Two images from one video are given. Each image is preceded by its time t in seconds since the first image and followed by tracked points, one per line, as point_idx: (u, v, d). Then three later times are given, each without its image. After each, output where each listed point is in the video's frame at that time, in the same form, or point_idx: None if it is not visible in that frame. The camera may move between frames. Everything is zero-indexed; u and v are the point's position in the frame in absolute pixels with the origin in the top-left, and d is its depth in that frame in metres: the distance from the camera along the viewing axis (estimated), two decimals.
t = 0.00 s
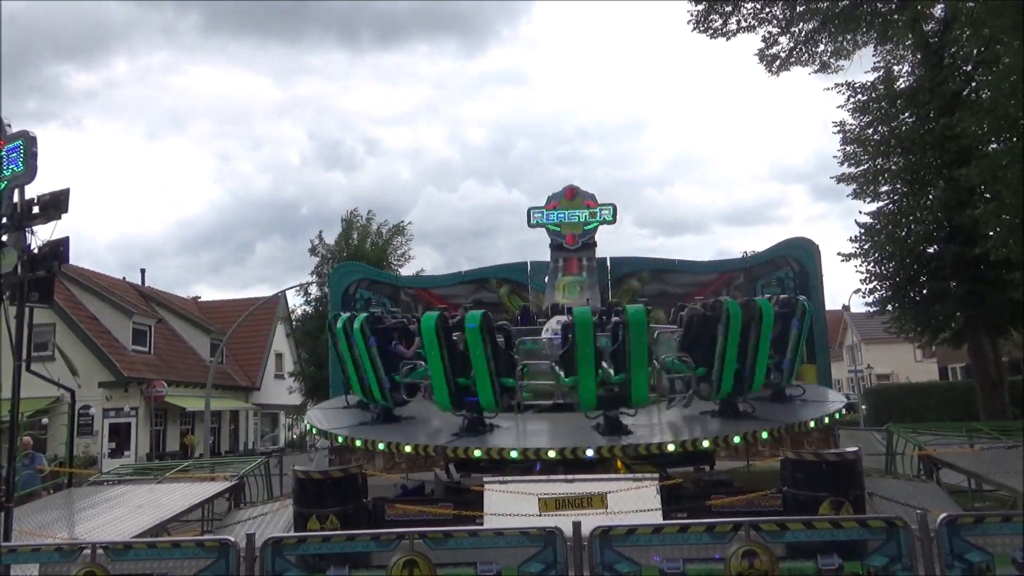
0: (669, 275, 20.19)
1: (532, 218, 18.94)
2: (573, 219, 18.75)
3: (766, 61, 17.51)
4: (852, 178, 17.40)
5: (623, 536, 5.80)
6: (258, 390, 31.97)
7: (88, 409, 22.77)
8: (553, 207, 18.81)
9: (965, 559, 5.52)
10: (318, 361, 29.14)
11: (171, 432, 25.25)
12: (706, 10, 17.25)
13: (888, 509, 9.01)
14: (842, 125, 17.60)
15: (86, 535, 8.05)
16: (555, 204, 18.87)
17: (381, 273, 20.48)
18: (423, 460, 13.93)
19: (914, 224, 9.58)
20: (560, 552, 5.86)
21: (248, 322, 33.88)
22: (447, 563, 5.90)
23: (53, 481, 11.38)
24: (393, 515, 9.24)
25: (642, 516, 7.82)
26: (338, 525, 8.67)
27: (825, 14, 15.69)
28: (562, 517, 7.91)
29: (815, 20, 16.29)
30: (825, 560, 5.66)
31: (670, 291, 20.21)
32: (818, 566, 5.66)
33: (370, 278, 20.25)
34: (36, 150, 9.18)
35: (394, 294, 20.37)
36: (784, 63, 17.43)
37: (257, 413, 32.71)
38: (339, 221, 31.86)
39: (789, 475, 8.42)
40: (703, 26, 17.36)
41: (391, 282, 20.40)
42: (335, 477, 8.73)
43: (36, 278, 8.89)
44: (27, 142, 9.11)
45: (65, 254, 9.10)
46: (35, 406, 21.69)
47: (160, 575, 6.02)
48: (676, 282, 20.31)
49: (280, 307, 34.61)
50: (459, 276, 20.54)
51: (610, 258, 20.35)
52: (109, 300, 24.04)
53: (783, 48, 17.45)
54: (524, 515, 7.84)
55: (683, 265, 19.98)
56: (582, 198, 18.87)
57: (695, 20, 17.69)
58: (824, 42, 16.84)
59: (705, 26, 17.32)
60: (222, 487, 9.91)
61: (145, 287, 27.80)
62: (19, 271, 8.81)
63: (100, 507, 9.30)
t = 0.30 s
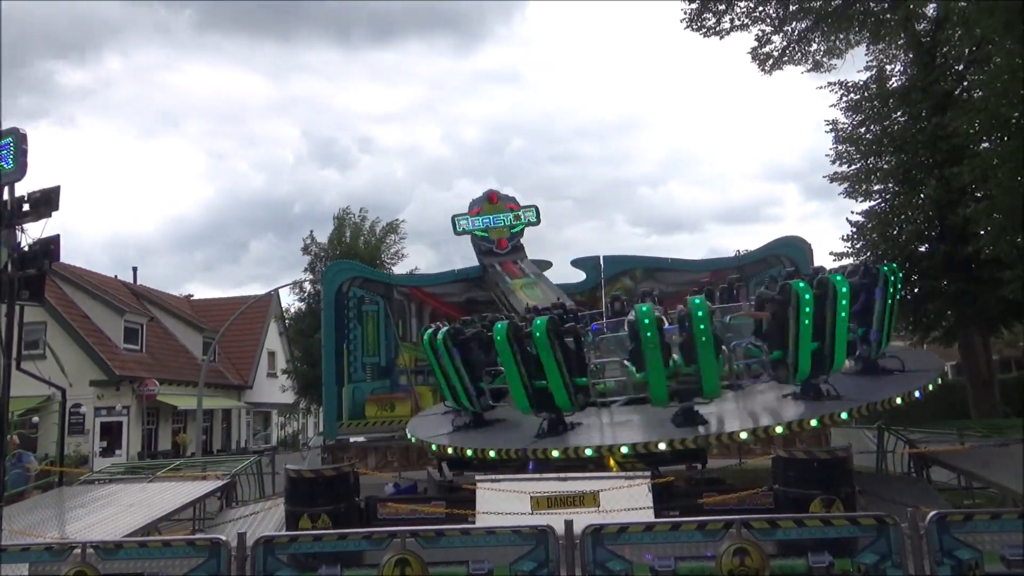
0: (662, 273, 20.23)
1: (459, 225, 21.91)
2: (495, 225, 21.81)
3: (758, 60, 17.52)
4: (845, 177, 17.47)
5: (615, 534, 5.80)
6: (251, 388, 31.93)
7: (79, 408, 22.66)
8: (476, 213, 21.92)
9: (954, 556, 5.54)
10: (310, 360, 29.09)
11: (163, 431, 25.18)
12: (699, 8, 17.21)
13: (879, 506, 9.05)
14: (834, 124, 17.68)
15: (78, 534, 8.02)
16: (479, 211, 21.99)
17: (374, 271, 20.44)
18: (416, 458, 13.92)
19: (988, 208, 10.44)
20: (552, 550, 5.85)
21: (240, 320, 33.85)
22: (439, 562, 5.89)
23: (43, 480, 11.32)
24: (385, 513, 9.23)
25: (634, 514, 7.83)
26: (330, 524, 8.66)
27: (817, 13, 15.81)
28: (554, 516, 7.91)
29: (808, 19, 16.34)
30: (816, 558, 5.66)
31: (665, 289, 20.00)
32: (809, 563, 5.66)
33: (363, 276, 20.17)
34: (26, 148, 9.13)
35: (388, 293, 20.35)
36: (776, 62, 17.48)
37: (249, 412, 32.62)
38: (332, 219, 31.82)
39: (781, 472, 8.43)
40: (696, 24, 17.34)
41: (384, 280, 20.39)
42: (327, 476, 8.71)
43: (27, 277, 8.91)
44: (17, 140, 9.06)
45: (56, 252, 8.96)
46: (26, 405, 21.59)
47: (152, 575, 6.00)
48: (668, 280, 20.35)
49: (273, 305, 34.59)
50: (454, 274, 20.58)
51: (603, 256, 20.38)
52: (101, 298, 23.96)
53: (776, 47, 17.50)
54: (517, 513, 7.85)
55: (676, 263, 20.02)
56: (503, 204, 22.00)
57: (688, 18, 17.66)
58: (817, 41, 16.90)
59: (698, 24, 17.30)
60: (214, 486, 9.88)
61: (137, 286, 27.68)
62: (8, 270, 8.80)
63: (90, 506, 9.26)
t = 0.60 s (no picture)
0: (632, 273, 20.36)
1: (367, 239, 21.70)
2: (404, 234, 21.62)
3: (729, 62, 17.69)
4: (813, 178, 17.70)
5: (584, 532, 5.83)
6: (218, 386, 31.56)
7: (41, 407, 22.22)
8: (383, 224, 21.64)
9: (915, 551, 5.64)
10: (280, 359, 28.83)
11: (127, 430, 24.79)
12: (671, 9, 17.33)
13: (843, 502, 9.19)
14: (803, 126, 17.89)
15: (40, 536, 7.87)
16: (384, 221, 21.76)
17: (345, 269, 20.20)
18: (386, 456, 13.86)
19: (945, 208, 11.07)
20: (521, 549, 5.86)
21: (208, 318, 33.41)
22: (408, 561, 5.86)
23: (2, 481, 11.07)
24: (355, 513, 9.17)
25: (603, 512, 7.87)
26: (297, 524, 8.58)
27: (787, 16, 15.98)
28: (524, 514, 7.91)
29: (778, 21, 16.54)
30: (781, 554, 5.73)
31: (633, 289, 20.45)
32: (774, 559, 5.72)
33: (334, 274, 19.91)
34: None
35: (359, 293, 20.16)
36: (747, 64, 17.63)
37: (217, 410, 32.27)
38: (301, 217, 31.54)
39: (748, 470, 8.50)
40: (668, 25, 17.45)
41: (356, 278, 20.20)
42: (295, 475, 8.64)
43: None
44: None
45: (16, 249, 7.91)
46: None
47: None
48: (638, 280, 20.48)
49: (241, 303, 34.22)
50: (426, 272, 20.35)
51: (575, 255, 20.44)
52: (64, 295, 23.48)
53: (746, 49, 17.65)
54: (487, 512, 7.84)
55: (646, 263, 20.16)
56: (406, 213, 21.97)
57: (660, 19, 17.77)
58: (786, 44, 17.08)
59: (670, 25, 17.41)
60: (180, 487, 9.75)
61: (102, 283, 27.16)
62: None
63: (52, 507, 9.09)
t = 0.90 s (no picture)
0: (601, 273, 20.46)
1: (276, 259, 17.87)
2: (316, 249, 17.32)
3: (698, 65, 17.85)
4: (779, 181, 17.92)
5: (553, 531, 5.84)
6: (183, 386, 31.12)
7: None
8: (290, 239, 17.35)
9: (875, 547, 5.74)
10: (246, 358, 28.51)
11: (89, 430, 24.35)
12: (641, 11, 17.47)
13: (806, 499, 9.32)
14: (770, 128, 18.10)
15: None
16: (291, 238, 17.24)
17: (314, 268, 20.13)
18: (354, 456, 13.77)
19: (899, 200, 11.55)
20: (489, 548, 5.85)
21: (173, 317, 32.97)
22: (375, 562, 5.84)
23: None
24: (322, 513, 9.10)
25: (572, 511, 7.90)
26: (263, 525, 8.50)
27: (755, 19, 16.40)
28: (493, 514, 7.90)
29: (746, 25, 16.76)
30: (745, 551, 5.81)
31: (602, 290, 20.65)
32: (739, 556, 5.79)
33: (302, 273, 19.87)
34: None
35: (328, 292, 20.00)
36: (716, 67, 17.78)
37: (181, 410, 31.81)
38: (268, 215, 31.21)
39: (714, 469, 8.58)
40: (638, 27, 17.59)
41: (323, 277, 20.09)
42: (261, 476, 8.54)
43: None
44: None
45: None
46: None
47: None
48: (608, 279, 20.58)
49: (207, 302, 33.80)
50: (394, 271, 20.12)
51: (545, 255, 20.49)
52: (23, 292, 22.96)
53: (715, 52, 17.81)
54: (455, 511, 7.83)
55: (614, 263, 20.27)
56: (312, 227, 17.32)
57: (630, 20, 17.90)
58: (754, 48, 17.26)
59: (640, 27, 17.55)
60: (143, 488, 9.59)
61: (63, 280, 26.57)
62: None
63: (10, 509, 8.89)
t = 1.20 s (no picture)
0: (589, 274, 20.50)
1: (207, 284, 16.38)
2: (254, 268, 10.87)
3: (684, 67, 17.93)
4: (765, 183, 18.03)
5: (539, 532, 5.84)
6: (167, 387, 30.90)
7: None
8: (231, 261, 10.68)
9: (859, 547, 5.79)
10: (231, 359, 28.39)
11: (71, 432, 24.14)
12: (627, 13, 17.53)
13: (791, 500, 9.38)
14: (755, 131, 18.22)
15: None
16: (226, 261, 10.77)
17: (299, 268, 20.07)
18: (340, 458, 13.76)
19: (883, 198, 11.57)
20: (475, 550, 5.85)
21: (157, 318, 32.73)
22: (361, 563, 5.81)
23: None
24: (308, 515, 9.06)
25: (558, 512, 7.91)
26: (248, 527, 8.45)
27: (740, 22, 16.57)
28: (479, 515, 7.90)
29: (732, 27, 16.86)
30: (731, 551, 5.85)
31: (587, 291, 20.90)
32: (724, 557, 5.82)
33: (287, 273, 19.83)
34: None
35: (315, 293, 19.90)
36: (702, 69, 17.85)
37: (165, 412, 31.63)
38: (254, 215, 31.08)
39: (699, 470, 8.61)
40: (624, 29, 17.63)
41: (309, 277, 19.99)
42: (246, 478, 8.50)
43: None
44: None
45: None
46: None
47: None
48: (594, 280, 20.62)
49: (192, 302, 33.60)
50: (379, 271, 20.05)
51: (532, 256, 20.52)
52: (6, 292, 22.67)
53: (701, 54, 17.87)
54: (441, 513, 7.82)
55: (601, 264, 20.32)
56: (246, 242, 10.95)
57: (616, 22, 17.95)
58: (740, 50, 17.35)
59: (626, 29, 17.60)
60: (126, 490, 9.51)
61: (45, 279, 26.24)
62: None
63: None
